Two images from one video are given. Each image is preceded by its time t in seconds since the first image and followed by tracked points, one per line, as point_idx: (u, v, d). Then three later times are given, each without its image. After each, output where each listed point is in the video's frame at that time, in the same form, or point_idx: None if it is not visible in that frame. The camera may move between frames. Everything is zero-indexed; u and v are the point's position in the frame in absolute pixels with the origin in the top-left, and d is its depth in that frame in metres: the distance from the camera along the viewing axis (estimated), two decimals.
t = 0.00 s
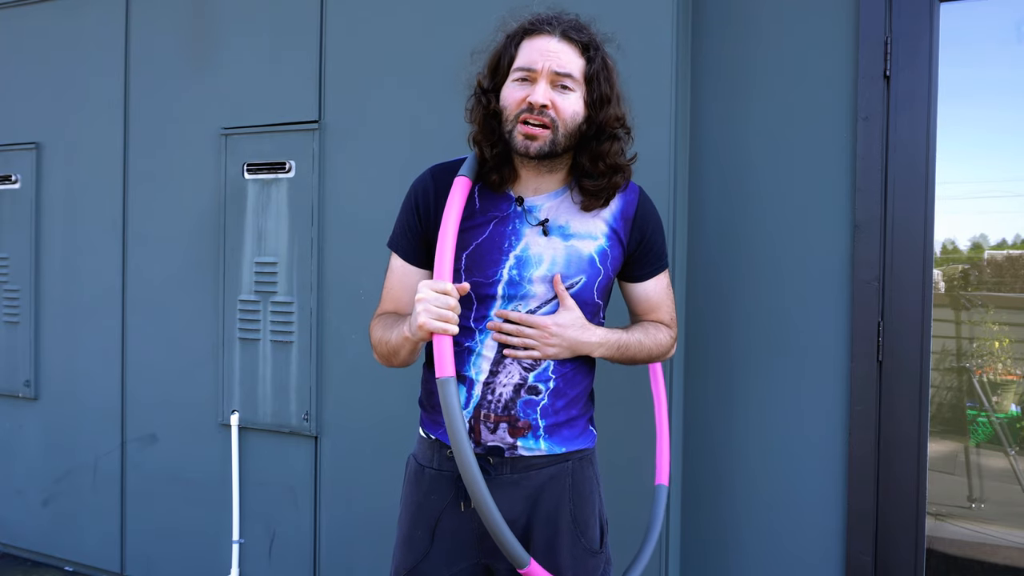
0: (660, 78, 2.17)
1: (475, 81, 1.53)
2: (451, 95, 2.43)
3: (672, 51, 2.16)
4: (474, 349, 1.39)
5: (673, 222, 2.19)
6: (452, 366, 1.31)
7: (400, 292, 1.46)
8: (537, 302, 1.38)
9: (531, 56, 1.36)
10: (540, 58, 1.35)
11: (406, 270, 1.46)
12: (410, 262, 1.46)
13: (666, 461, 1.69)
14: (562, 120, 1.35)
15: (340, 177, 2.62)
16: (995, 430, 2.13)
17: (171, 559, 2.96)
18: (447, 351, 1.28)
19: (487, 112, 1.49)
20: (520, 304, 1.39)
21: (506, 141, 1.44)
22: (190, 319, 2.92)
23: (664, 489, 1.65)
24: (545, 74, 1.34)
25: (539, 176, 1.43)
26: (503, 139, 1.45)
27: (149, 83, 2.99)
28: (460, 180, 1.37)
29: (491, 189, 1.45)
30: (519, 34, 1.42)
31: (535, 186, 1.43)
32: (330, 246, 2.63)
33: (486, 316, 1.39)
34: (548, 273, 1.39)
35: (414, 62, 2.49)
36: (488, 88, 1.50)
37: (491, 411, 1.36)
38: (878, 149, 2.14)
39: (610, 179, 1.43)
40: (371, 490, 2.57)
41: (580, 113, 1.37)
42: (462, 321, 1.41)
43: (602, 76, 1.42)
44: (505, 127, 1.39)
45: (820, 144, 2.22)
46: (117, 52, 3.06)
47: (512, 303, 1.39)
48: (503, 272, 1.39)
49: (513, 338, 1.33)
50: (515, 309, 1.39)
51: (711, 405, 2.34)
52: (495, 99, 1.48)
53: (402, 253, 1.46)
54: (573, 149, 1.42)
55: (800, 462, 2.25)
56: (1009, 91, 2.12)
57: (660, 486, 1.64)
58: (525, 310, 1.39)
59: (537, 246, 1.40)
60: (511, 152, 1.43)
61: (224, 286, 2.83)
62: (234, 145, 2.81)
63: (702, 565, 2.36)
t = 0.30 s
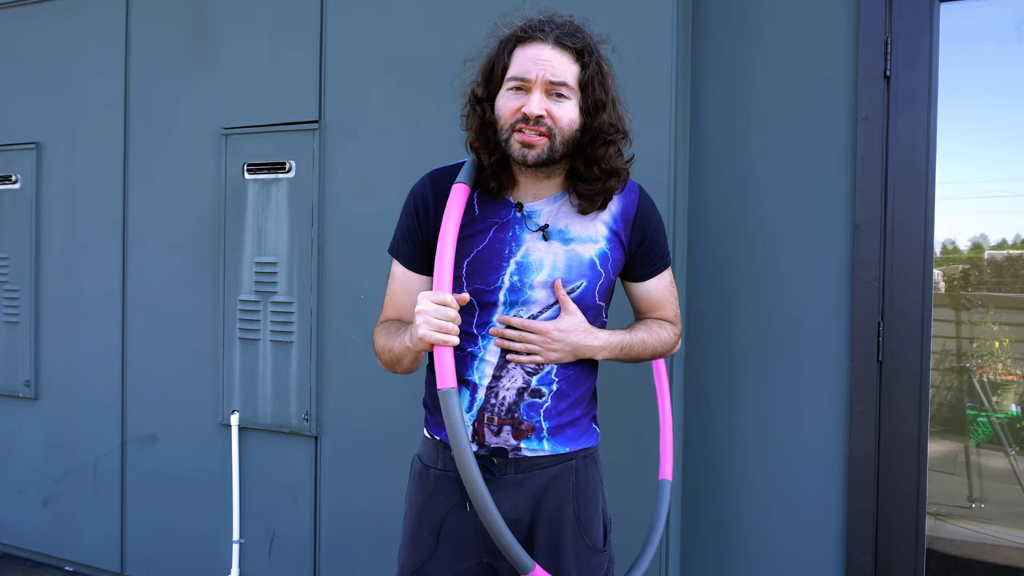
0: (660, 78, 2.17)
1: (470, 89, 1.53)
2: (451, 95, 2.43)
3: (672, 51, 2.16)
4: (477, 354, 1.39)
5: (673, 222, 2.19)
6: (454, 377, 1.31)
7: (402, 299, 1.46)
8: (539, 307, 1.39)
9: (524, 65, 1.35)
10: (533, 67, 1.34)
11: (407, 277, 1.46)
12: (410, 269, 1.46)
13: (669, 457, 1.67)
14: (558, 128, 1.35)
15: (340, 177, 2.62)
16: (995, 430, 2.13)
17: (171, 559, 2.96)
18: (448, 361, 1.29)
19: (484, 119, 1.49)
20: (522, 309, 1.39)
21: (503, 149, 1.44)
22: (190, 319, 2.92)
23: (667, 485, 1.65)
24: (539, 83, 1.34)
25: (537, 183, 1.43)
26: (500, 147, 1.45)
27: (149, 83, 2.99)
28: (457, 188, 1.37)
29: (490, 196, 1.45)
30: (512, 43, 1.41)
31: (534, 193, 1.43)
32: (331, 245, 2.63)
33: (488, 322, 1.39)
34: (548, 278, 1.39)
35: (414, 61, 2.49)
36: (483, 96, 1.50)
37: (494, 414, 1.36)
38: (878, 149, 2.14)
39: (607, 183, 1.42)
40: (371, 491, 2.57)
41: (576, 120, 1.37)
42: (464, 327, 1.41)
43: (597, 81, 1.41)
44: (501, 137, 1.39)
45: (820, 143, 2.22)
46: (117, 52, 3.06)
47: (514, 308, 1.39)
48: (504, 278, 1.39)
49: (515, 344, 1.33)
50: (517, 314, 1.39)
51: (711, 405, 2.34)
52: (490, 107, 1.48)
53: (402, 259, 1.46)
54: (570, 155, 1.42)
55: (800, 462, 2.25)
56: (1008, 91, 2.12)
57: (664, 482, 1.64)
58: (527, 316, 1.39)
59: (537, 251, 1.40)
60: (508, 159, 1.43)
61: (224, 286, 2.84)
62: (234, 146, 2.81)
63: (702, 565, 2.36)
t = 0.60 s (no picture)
0: (660, 78, 2.17)
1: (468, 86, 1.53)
2: (451, 95, 2.43)
3: (672, 51, 2.16)
4: (470, 353, 1.39)
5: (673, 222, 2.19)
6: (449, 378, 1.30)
7: (395, 297, 1.47)
8: (533, 307, 1.38)
9: (523, 60, 1.35)
10: (532, 62, 1.34)
11: (401, 275, 1.46)
12: (404, 266, 1.46)
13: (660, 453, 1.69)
14: (556, 123, 1.35)
15: (340, 177, 2.62)
16: (995, 430, 2.13)
17: (171, 559, 2.96)
18: (443, 362, 1.27)
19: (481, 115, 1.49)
20: (516, 308, 1.39)
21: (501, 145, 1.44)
22: (190, 319, 2.92)
23: (657, 482, 1.67)
24: (538, 78, 1.34)
25: (535, 179, 1.43)
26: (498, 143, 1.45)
27: (149, 83, 2.99)
28: (455, 186, 1.37)
29: (487, 193, 1.45)
30: (511, 38, 1.41)
31: (531, 189, 1.43)
32: (331, 245, 2.63)
33: (482, 321, 1.39)
34: (543, 277, 1.39)
35: (415, 62, 2.49)
36: (481, 92, 1.50)
37: (487, 413, 1.36)
38: (878, 149, 2.14)
39: (604, 180, 1.42)
40: (371, 491, 2.57)
41: (574, 116, 1.37)
42: (458, 326, 1.41)
43: (596, 78, 1.41)
44: (500, 133, 1.39)
45: (820, 143, 2.22)
46: (118, 53, 3.06)
47: (508, 307, 1.39)
48: (498, 277, 1.39)
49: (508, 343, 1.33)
50: (511, 313, 1.39)
51: (710, 405, 2.34)
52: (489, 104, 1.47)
53: (396, 256, 1.46)
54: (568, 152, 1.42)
55: (800, 462, 2.25)
56: (1008, 91, 2.12)
57: (654, 478, 1.66)
58: (521, 315, 1.38)
59: (532, 251, 1.39)
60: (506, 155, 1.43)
61: (224, 286, 2.84)
62: (234, 145, 2.81)
63: (701, 565, 2.36)
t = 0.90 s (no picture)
0: (660, 78, 2.17)
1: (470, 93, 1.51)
2: (451, 95, 2.43)
3: (672, 51, 2.16)
4: (464, 358, 1.38)
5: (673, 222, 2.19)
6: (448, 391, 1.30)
7: (393, 300, 1.46)
8: (529, 315, 1.38)
9: (526, 74, 1.34)
10: (535, 76, 1.34)
11: (398, 278, 1.46)
12: (400, 270, 1.45)
13: (654, 454, 1.67)
14: (557, 140, 1.34)
15: (340, 177, 2.62)
16: (996, 430, 2.13)
17: (171, 558, 2.96)
18: (441, 376, 1.27)
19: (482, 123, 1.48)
20: (512, 316, 1.39)
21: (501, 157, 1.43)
22: (190, 319, 2.92)
23: (652, 482, 1.64)
24: (540, 93, 1.33)
25: (534, 192, 1.42)
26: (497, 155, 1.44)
27: (149, 83, 2.99)
28: (455, 194, 1.36)
29: (485, 203, 1.44)
30: (514, 49, 1.40)
31: (530, 202, 1.43)
32: (331, 245, 2.63)
33: (477, 328, 1.39)
34: (539, 287, 1.39)
35: (415, 62, 2.49)
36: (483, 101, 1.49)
37: (478, 417, 1.36)
38: (878, 149, 2.14)
39: (604, 194, 1.42)
40: (371, 490, 2.57)
41: (576, 131, 1.37)
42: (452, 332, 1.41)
43: (599, 92, 1.40)
44: (500, 145, 1.39)
45: (820, 143, 2.22)
46: (118, 53, 3.06)
47: (504, 315, 1.39)
48: (495, 286, 1.39)
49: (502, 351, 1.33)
50: (507, 321, 1.39)
51: (710, 405, 2.34)
52: (490, 113, 1.46)
53: (393, 259, 1.45)
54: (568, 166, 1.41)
55: (800, 462, 2.25)
56: (1009, 91, 2.12)
57: (648, 479, 1.64)
58: (516, 323, 1.39)
59: (530, 260, 1.40)
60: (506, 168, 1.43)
61: (225, 286, 2.84)
62: (234, 146, 2.81)
63: (702, 565, 2.36)
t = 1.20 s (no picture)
0: (660, 78, 2.17)
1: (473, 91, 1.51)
2: (451, 95, 2.43)
3: (672, 52, 2.16)
4: (464, 356, 1.38)
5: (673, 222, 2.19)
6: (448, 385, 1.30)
7: (393, 297, 1.46)
8: (529, 314, 1.38)
9: (531, 68, 1.34)
10: (540, 70, 1.34)
11: (398, 275, 1.45)
12: (401, 266, 1.45)
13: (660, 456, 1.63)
14: (562, 133, 1.34)
15: (340, 177, 2.62)
16: (996, 430, 2.13)
17: (171, 558, 2.96)
18: (442, 369, 1.26)
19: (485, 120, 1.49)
20: (512, 314, 1.39)
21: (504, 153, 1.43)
22: (190, 319, 2.92)
23: (657, 485, 1.60)
24: (545, 86, 1.33)
25: (535, 189, 1.42)
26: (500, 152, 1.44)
27: (149, 83, 2.99)
28: (455, 191, 1.36)
29: (487, 200, 1.44)
30: (518, 45, 1.40)
31: (531, 198, 1.43)
32: (331, 245, 2.63)
33: (477, 325, 1.39)
34: (539, 285, 1.39)
35: (415, 62, 2.49)
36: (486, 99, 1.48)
37: (476, 416, 1.36)
38: (878, 149, 2.14)
39: (606, 191, 1.41)
40: (371, 490, 2.57)
41: (579, 126, 1.37)
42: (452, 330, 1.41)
43: (602, 88, 1.41)
44: (504, 140, 1.38)
45: (820, 143, 2.22)
46: (118, 52, 3.06)
47: (504, 313, 1.39)
48: (495, 283, 1.39)
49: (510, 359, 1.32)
50: (507, 319, 1.39)
51: (710, 405, 2.34)
52: (493, 110, 1.46)
53: (394, 256, 1.45)
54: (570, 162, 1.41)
55: (800, 462, 2.25)
56: (1008, 91, 2.12)
57: (653, 482, 1.60)
58: (516, 321, 1.39)
59: (530, 258, 1.40)
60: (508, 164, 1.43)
61: (225, 286, 2.84)
62: (234, 146, 2.81)
63: (702, 565, 2.36)
